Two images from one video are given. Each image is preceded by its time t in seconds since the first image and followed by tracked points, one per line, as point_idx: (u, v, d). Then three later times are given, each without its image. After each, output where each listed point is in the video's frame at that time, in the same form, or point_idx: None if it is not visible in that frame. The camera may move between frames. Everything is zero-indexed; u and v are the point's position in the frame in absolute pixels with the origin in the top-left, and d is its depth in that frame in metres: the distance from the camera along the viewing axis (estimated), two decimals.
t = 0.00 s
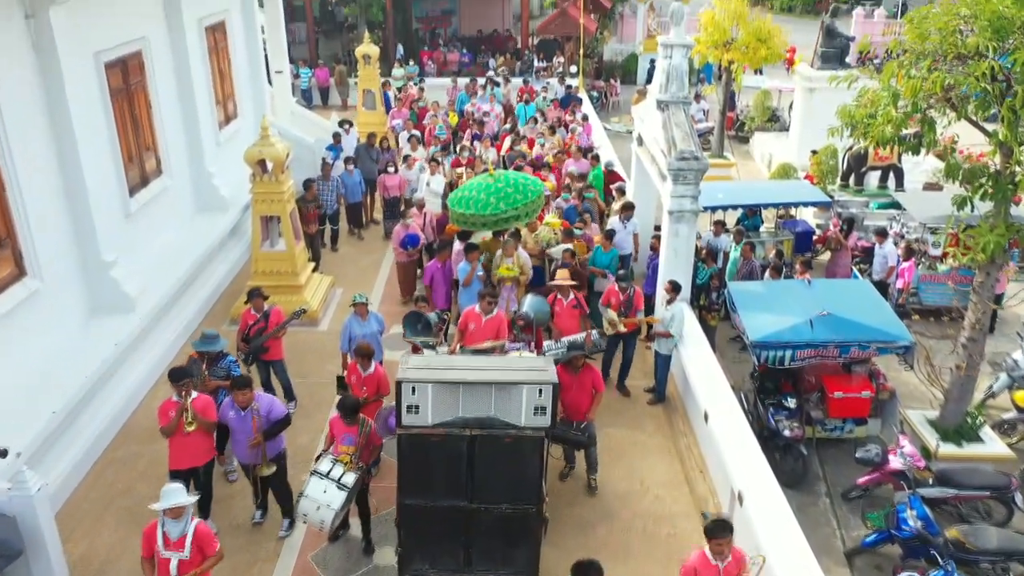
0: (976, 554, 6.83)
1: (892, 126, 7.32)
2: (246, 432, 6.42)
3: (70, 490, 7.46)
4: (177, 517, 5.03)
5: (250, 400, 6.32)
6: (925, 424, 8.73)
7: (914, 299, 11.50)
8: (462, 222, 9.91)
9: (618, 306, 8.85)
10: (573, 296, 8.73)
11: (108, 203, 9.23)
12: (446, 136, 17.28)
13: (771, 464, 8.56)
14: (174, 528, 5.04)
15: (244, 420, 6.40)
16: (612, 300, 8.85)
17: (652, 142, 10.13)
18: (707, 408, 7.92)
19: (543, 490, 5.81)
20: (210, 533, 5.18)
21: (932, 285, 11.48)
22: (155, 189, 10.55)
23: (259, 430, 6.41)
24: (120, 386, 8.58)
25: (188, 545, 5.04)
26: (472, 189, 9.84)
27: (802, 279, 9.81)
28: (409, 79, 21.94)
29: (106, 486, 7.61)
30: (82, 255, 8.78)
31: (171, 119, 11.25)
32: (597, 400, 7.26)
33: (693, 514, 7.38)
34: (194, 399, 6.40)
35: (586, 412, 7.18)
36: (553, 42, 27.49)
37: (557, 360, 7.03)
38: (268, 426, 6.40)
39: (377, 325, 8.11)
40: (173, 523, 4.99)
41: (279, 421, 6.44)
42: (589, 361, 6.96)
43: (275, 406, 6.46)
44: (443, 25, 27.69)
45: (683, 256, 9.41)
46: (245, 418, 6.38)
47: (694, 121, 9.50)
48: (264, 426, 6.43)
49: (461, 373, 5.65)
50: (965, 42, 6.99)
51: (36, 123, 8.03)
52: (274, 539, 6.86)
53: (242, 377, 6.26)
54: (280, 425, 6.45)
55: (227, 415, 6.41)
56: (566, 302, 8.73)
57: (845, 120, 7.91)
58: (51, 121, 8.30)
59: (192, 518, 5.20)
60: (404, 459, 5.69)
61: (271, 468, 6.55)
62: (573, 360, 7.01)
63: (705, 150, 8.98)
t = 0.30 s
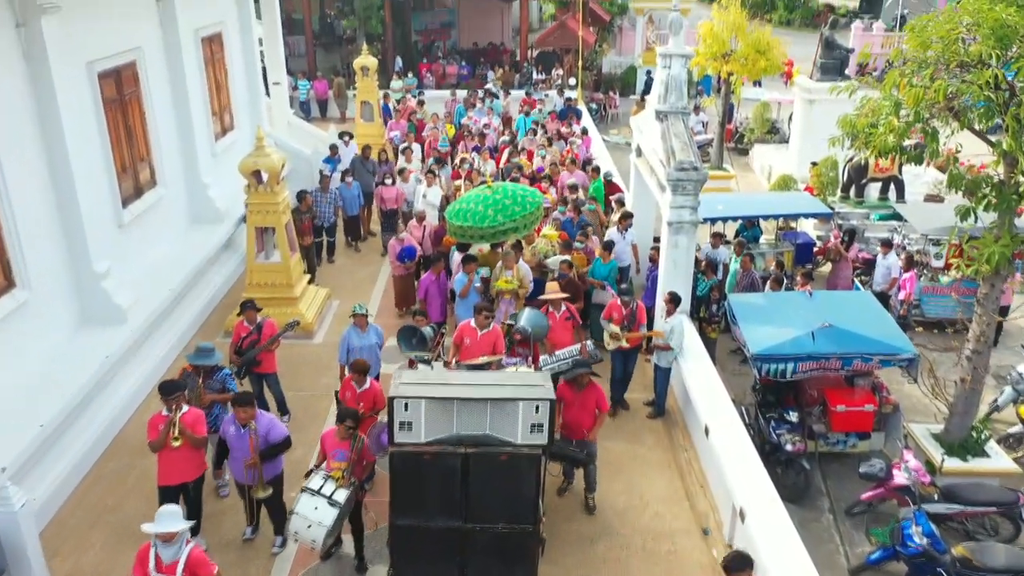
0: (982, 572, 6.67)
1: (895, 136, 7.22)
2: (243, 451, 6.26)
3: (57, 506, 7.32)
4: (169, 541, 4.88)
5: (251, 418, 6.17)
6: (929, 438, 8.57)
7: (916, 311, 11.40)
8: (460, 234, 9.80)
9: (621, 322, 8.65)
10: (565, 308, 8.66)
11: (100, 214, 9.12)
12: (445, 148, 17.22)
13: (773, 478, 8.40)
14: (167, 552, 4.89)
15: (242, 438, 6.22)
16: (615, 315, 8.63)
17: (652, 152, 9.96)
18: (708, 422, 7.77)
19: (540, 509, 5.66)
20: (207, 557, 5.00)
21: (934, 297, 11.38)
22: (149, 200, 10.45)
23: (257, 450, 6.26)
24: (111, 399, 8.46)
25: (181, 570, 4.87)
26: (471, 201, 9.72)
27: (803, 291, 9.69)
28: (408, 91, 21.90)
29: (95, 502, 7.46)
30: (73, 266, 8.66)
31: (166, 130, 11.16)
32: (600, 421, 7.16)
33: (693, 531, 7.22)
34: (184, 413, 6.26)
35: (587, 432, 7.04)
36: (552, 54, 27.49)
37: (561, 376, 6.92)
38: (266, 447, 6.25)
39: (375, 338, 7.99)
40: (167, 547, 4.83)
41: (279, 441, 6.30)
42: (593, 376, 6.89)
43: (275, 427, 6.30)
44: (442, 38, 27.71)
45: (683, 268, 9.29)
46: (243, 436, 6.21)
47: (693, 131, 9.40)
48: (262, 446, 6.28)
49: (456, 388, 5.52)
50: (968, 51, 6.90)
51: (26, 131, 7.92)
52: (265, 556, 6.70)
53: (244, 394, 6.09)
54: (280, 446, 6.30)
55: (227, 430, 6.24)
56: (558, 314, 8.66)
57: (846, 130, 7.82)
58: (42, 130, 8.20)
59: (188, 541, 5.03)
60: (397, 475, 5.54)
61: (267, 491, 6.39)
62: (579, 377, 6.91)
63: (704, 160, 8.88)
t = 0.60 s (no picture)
0: None
1: (897, 142, 7.11)
2: (244, 466, 6.10)
3: (43, 520, 7.16)
4: (153, 561, 4.74)
5: (253, 430, 6.04)
6: (936, 451, 8.33)
7: (920, 321, 11.28)
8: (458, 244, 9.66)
9: (622, 338, 8.44)
10: (562, 319, 8.51)
11: (92, 222, 9.00)
12: (443, 159, 17.15)
13: (776, 492, 8.23)
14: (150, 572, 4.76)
15: (244, 452, 6.07)
16: (616, 330, 8.45)
17: (652, 161, 9.84)
18: (709, 434, 7.61)
19: (538, 526, 5.50)
20: None
21: (937, 307, 11.28)
22: (143, 209, 10.34)
23: (260, 464, 6.08)
24: (101, 411, 8.31)
25: None
26: (468, 211, 9.58)
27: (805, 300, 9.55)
28: (407, 102, 21.85)
29: (82, 515, 7.30)
30: (64, 275, 8.53)
31: (161, 139, 11.06)
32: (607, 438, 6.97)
33: (695, 545, 7.05)
34: (174, 425, 6.13)
35: (592, 449, 6.87)
36: (551, 66, 27.48)
37: (570, 392, 6.72)
38: (269, 460, 6.08)
39: (374, 347, 7.86)
40: (149, 567, 4.71)
41: (282, 455, 6.14)
42: (603, 394, 6.71)
43: (278, 440, 6.16)
44: (441, 50, 27.76)
45: (683, 277, 9.15)
46: (245, 448, 6.07)
47: (693, 139, 9.31)
48: (264, 460, 6.11)
49: (450, 402, 5.38)
50: (972, 56, 6.80)
51: (16, 137, 7.82)
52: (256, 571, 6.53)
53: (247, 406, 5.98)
54: (282, 460, 6.14)
55: (227, 443, 6.09)
56: (555, 325, 8.51)
57: (848, 138, 7.71)
58: (32, 136, 8.09)
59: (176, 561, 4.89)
60: (389, 490, 5.38)
61: (269, 507, 6.19)
62: (589, 393, 6.68)
63: (705, 167, 8.78)
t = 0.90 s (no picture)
0: None
1: (902, 146, 6.99)
2: (241, 479, 5.90)
3: (30, 531, 7.00)
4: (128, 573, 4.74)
5: (248, 442, 5.85)
6: (942, 461, 8.14)
7: (923, 330, 11.13)
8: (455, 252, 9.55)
9: (625, 350, 8.12)
10: (565, 329, 8.35)
11: (85, 229, 8.88)
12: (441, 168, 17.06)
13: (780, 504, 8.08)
14: None
15: (239, 464, 5.89)
16: (619, 343, 8.10)
17: (652, 167, 9.74)
18: (711, 444, 7.46)
19: (537, 541, 5.35)
20: None
21: (941, 316, 11.14)
22: (138, 217, 10.22)
23: (256, 475, 5.90)
24: (91, 421, 8.17)
25: None
26: (466, 218, 9.52)
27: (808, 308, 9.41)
28: (405, 112, 21.79)
29: (70, 527, 7.14)
30: (55, 282, 8.40)
31: (156, 146, 10.95)
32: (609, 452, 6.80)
33: (698, 558, 6.88)
34: (165, 434, 5.97)
35: (595, 463, 6.68)
36: (551, 77, 27.45)
37: (574, 405, 6.54)
38: (266, 471, 5.90)
39: (374, 355, 7.70)
40: None
41: (279, 465, 5.97)
42: (608, 406, 6.53)
43: (274, 451, 5.98)
44: (440, 61, 27.77)
45: (684, 284, 9.02)
46: (240, 459, 5.89)
47: (694, 145, 9.20)
48: (261, 473, 5.93)
49: (445, 414, 5.23)
50: (977, 58, 6.69)
51: (7, 142, 7.70)
52: None
53: (240, 417, 5.77)
54: (279, 471, 5.98)
55: (219, 456, 5.89)
56: (557, 336, 8.34)
57: (851, 143, 7.60)
58: (24, 140, 7.99)
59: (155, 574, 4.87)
60: (382, 504, 5.22)
61: (265, 520, 6.05)
62: (594, 406, 6.51)
63: (706, 174, 8.67)
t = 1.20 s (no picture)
0: None
1: (908, 150, 6.86)
2: (224, 495, 5.70)
3: (15, 545, 6.82)
4: None
5: (226, 457, 5.64)
6: (949, 473, 8.02)
7: (928, 341, 10.97)
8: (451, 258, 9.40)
9: (633, 363, 7.85)
10: (574, 343, 8.07)
11: (77, 237, 8.74)
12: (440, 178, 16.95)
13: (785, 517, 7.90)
14: None
15: (221, 481, 5.69)
16: (625, 355, 7.85)
17: (653, 175, 9.61)
18: (714, 455, 7.28)
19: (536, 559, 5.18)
20: None
21: (945, 327, 10.99)
22: (131, 225, 10.09)
23: (241, 490, 5.72)
24: (80, 431, 8.01)
25: None
26: (461, 225, 9.36)
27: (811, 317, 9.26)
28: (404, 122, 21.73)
29: (56, 541, 6.96)
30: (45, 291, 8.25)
31: (150, 153, 10.83)
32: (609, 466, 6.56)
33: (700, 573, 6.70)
34: (153, 445, 5.78)
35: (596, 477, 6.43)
36: (550, 88, 27.40)
37: (572, 418, 6.34)
38: (250, 486, 5.71)
39: (371, 366, 7.54)
40: None
41: (263, 478, 5.77)
42: (607, 418, 6.33)
43: (255, 465, 5.77)
44: (440, 73, 27.74)
45: (685, 293, 8.88)
46: (222, 475, 5.69)
47: (695, 152, 9.08)
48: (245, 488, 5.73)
49: (441, 427, 5.04)
50: (984, 61, 6.57)
51: None
52: None
53: (218, 432, 5.55)
54: (264, 485, 5.77)
55: (199, 475, 5.69)
56: (566, 349, 8.07)
57: (855, 148, 7.47)
58: (14, 147, 7.86)
59: None
60: (373, 518, 5.05)
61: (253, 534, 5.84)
62: (592, 419, 6.30)
63: (707, 180, 8.53)
